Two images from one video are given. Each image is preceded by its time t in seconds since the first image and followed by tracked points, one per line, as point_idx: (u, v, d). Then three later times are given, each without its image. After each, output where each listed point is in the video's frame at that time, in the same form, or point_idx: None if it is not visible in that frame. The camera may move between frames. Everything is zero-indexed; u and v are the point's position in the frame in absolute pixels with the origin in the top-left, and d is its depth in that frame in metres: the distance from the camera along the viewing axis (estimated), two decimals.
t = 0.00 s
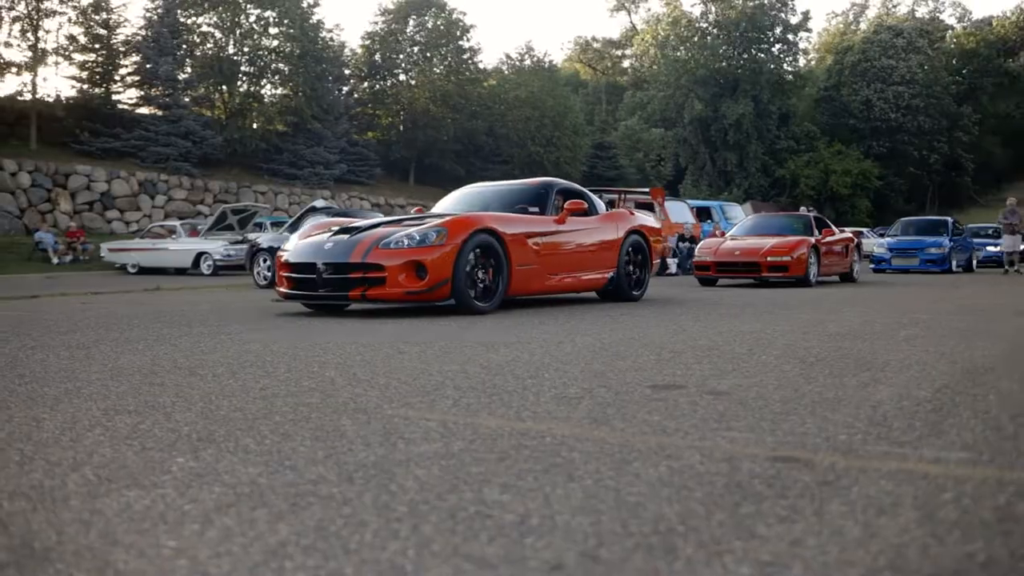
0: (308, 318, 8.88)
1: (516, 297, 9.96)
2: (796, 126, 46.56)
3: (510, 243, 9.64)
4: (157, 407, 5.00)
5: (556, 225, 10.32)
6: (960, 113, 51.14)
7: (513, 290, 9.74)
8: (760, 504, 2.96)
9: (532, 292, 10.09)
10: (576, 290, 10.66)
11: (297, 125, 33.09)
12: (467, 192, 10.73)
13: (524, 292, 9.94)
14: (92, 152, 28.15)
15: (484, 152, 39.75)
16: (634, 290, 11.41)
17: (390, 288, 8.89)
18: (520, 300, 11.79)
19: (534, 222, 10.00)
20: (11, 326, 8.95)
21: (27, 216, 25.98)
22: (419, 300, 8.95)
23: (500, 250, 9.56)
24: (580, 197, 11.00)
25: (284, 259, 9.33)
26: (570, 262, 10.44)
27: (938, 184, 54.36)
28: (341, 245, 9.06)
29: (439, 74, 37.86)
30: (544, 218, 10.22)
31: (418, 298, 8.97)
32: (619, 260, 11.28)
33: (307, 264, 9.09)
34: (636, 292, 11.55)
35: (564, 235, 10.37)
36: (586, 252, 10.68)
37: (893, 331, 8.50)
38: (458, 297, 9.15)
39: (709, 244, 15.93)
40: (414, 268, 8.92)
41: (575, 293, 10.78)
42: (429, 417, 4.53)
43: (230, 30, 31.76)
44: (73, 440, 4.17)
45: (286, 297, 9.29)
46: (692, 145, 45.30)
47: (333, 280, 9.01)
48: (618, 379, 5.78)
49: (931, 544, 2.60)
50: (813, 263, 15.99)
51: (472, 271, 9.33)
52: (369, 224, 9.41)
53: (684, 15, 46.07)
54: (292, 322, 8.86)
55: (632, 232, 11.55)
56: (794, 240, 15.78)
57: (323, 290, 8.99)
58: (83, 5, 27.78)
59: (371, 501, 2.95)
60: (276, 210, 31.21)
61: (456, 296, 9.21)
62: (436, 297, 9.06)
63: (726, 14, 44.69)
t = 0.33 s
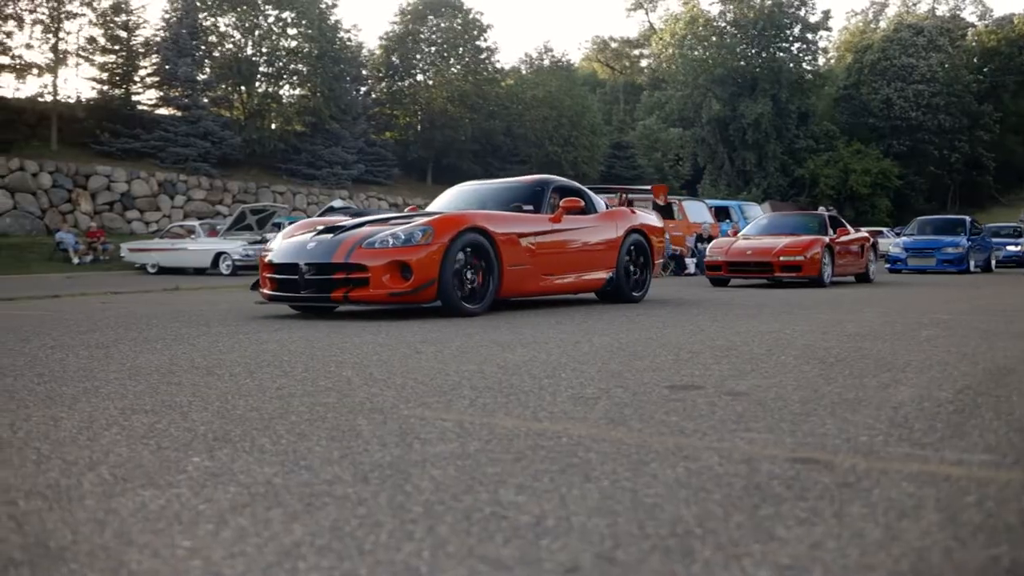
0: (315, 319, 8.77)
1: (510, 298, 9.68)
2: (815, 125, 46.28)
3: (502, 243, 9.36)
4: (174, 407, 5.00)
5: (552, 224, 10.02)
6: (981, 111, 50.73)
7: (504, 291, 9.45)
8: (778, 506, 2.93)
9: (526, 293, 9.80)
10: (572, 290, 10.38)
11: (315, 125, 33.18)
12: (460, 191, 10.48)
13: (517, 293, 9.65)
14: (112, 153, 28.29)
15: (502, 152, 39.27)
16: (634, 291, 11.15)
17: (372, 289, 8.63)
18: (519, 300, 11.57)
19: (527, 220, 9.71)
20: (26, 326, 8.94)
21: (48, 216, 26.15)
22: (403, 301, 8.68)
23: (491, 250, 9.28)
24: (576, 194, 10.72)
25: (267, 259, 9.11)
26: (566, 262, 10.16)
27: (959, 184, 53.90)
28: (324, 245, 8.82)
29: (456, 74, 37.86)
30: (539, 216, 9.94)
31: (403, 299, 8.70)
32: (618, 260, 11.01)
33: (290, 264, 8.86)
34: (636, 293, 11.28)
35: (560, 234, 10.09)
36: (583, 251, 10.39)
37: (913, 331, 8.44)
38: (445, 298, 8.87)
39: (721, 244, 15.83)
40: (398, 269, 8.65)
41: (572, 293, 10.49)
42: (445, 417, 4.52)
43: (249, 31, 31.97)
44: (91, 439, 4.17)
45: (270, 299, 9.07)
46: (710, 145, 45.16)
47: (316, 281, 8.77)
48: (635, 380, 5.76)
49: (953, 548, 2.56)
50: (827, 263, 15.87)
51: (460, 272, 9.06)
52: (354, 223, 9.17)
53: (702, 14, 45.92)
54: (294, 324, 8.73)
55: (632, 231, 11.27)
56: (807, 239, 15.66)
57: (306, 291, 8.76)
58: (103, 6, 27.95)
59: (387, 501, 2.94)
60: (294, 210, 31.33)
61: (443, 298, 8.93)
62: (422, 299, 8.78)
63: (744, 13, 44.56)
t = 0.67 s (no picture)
0: (337, 322, 8.74)
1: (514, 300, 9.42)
2: (851, 124, 45.87)
3: (504, 242, 9.10)
4: (209, 406, 5.02)
5: (560, 223, 9.78)
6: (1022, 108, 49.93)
7: (508, 293, 9.20)
8: (817, 510, 2.88)
9: (531, 295, 9.53)
10: (581, 292, 10.09)
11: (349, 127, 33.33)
12: (467, 189, 10.22)
13: (522, 295, 9.39)
14: (149, 155, 28.57)
15: (535, 152, 39.07)
16: (648, 292, 10.91)
17: (366, 291, 8.41)
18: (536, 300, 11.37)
19: (532, 220, 9.46)
20: (62, 326, 9.01)
21: (86, 217, 26.48)
22: (398, 303, 8.45)
23: (492, 251, 9.02)
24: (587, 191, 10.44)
25: (261, 260, 8.94)
26: (574, 263, 9.88)
27: (999, 183, 53.07)
28: (318, 245, 8.63)
29: (489, 74, 37.87)
30: (546, 214, 9.68)
31: (399, 301, 8.47)
32: (631, 260, 10.73)
33: (284, 265, 8.68)
34: (650, 294, 11.04)
35: (568, 234, 9.82)
36: (592, 252, 10.10)
37: (952, 332, 8.32)
38: (442, 300, 8.62)
39: (748, 244, 15.68)
40: (392, 270, 8.42)
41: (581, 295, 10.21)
42: (479, 417, 4.50)
43: (283, 33, 32.26)
44: (126, 437, 4.20)
45: (265, 302, 8.91)
46: (745, 144, 44.89)
47: (310, 283, 8.58)
48: (670, 380, 5.71)
49: (998, 554, 2.50)
50: (857, 264, 15.71)
51: (459, 273, 8.82)
52: (351, 223, 8.96)
53: (736, 12, 45.58)
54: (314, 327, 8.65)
55: (647, 231, 11.00)
56: (837, 239, 15.49)
57: (300, 293, 8.57)
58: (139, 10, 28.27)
59: (420, 502, 2.92)
60: (329, 211, 31.50)
61: (441, 301, 8.69)
62: (419, 301, 8.55)
63: (779, 11, 44.20)
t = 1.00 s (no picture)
0: (371, 324, 8.72)
1: (520, 302, 9.16)
2: (896, 122, 45.31)
3: (510, 242, 8.86)
4: (255, 405, 5.07)
5: (571, 221, 9.54)
6: None
7: (513, 294, 8.95)
8: (867, 513, 2.83)
9: (539, 296, 9.28)
10: (593, 294, 9.83)
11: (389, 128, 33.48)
12: (477, 187, 10.05)
13: (529, 297, 9.13)
14: (193, 156, 28.86)
15: (576, 152, 38.74)
16: (666, 294, 10.63)
17: (363, 293, 8.18)
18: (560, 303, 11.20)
19: (541, 219, 9.21)
20: (106, 327, 9.10)
21: (132, 218, 26.83)
22: (396, 306, 8.21)
23: (496, 250, 8.76)
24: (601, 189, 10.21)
25: (257, 261, 8.73)
26: (585, 264, 9.62)
27: None
28: (314, 246, 8.40)
29: (530, 74, 37.73)
30: (556, 212, 9.46)
31: (397, 304, 8.23)
32: (648, 261, 10.46)
33: (279, 266, 8.46)
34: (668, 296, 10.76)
35: (579, 234, 9.55)
36: (605, 251, 9.84)
37: (1002, 334, 8.16)
38: (442, 302, 8.38)
39: (783, 244, 15.47)
40: (389, 271, 8.18)
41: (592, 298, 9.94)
42: (522, 417, 4.50)
43: (325, 35, 32.55)
44: (173, 436, 4.24)
45: (263, 304, 8.70)
46: (787, 144, 44.26)
47: (305, 285, 8.35)
48: (714, 381, 5.65)
49: None
50: (895, 264, 15.49)
51: (462, 274, 8.57)
52: (349, 223, 8.72)
53: (779, 9, 45.13)
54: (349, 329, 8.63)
55: (665, 230, 10.72)
56: (875, 239, 15.28)
57: (295, 295, 8.35)
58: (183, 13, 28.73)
59: (464, 502, 2.91)
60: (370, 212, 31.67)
61: (441, 302, 8.44)
62: (417, 303, 8.31)
63: (822, 8, 43.70)
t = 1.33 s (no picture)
0: (402, 325, 8.71)
1: (522, 304, 8.90)
2: (942, 120, 44.66)
3: (510, 242, 8.59)
4: (299, 404, 5.11)
5: (578, 220, 9.24)
6: None
7: (512, 297, 8.69)
8: (922, 518, 2.78)
9: (541, 299, 8.99)
10: (602, 295, 9.54)
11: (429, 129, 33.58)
12: (482, 186, 9.81)
13: (530, 300, 8.86)
14: (235, 158, 29.08)
15: (616, 152, 38.18)
16: (680, 298, 10.31)
17: (353, 296, 7.98)
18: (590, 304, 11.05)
19: (543, 218, 8.93)
20: (151, 327, 9.20)
21: (177, 219, 27.15)
22: (387, 310, 8.00)
23: (493, 251, 8.49)
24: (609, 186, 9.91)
25: (250, 262, 8.57)
26: (592, 265, 9.32)
27: None
28: (303, 246, 8.22)
29: (570, 74, 37.78)
30: (562, 210, 9.17)
31: (388, 307, 8.02)
32: (662, 261, 10.13)
33: (269, 268, 8.29)
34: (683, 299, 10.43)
35: (585, 234, 9.25)
36: (614, 251, 9.54)
37: None
38: (435, 305, 8.15)
39: (819, 243, 15.27)
40: (379, 273, 7.97)
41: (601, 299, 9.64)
42: (567, 418, 4.50)
43: (365, 36, 32.83)
44: (221, 435, 4.27)
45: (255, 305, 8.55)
46: (831, 142, 43.87)
47: (295, 287, 8.17)
48: (761, 383, 5.59)
49: None
50: (934, 264, 15.25)
51: (457, 276, 8.34)
52: (341, 223, 8.53)
53: (822, 7, 44.74)
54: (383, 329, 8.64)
55: (681, 229, 10.39)
56: (913, 238, 15.04)
57: (285, 297, 8.18)
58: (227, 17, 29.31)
59: (512, 503, 2.91)
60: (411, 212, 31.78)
61: (434, 305, 8.20)
62: (409, 306, 8.09)
63: (865, 4, 43.23)
